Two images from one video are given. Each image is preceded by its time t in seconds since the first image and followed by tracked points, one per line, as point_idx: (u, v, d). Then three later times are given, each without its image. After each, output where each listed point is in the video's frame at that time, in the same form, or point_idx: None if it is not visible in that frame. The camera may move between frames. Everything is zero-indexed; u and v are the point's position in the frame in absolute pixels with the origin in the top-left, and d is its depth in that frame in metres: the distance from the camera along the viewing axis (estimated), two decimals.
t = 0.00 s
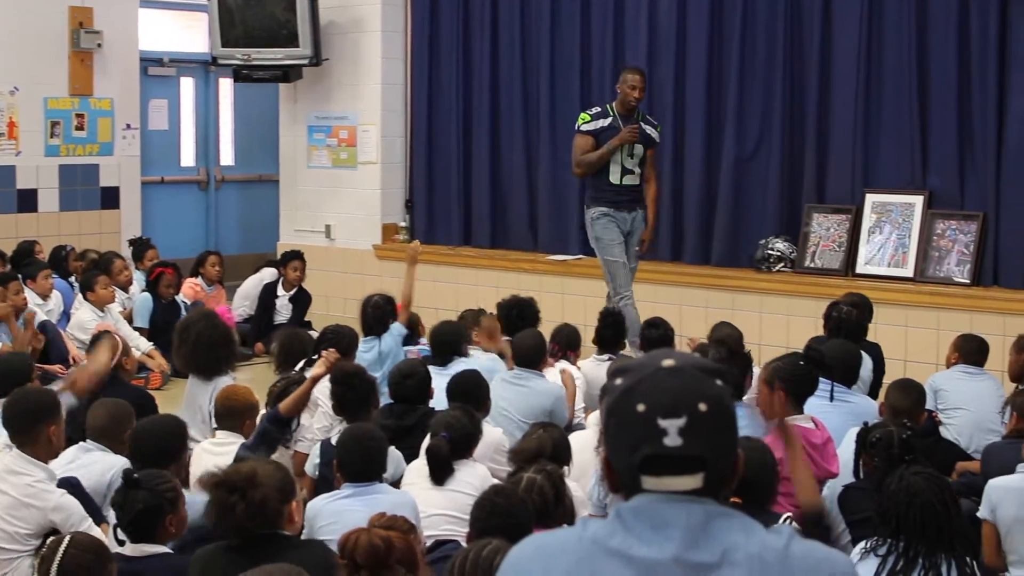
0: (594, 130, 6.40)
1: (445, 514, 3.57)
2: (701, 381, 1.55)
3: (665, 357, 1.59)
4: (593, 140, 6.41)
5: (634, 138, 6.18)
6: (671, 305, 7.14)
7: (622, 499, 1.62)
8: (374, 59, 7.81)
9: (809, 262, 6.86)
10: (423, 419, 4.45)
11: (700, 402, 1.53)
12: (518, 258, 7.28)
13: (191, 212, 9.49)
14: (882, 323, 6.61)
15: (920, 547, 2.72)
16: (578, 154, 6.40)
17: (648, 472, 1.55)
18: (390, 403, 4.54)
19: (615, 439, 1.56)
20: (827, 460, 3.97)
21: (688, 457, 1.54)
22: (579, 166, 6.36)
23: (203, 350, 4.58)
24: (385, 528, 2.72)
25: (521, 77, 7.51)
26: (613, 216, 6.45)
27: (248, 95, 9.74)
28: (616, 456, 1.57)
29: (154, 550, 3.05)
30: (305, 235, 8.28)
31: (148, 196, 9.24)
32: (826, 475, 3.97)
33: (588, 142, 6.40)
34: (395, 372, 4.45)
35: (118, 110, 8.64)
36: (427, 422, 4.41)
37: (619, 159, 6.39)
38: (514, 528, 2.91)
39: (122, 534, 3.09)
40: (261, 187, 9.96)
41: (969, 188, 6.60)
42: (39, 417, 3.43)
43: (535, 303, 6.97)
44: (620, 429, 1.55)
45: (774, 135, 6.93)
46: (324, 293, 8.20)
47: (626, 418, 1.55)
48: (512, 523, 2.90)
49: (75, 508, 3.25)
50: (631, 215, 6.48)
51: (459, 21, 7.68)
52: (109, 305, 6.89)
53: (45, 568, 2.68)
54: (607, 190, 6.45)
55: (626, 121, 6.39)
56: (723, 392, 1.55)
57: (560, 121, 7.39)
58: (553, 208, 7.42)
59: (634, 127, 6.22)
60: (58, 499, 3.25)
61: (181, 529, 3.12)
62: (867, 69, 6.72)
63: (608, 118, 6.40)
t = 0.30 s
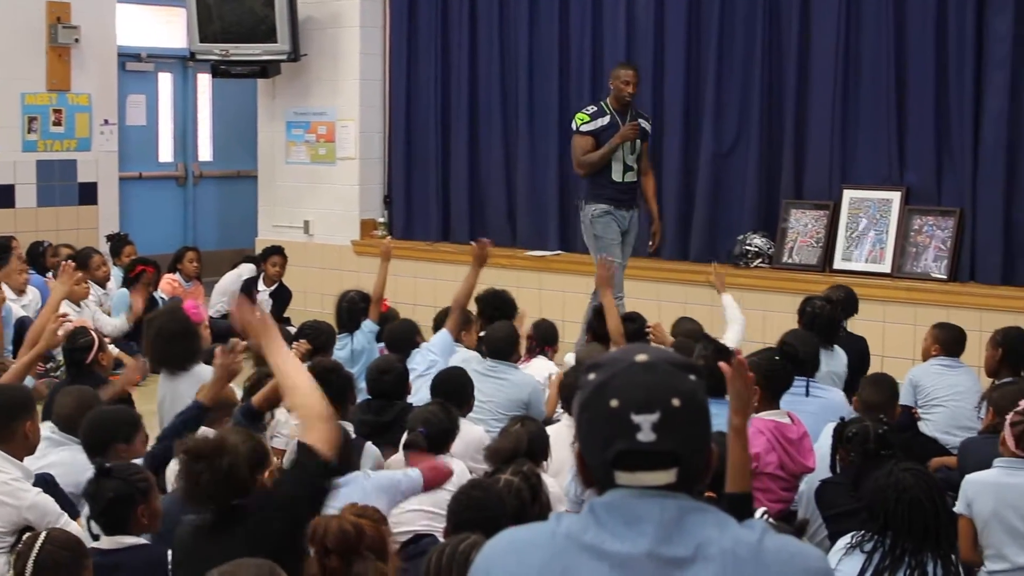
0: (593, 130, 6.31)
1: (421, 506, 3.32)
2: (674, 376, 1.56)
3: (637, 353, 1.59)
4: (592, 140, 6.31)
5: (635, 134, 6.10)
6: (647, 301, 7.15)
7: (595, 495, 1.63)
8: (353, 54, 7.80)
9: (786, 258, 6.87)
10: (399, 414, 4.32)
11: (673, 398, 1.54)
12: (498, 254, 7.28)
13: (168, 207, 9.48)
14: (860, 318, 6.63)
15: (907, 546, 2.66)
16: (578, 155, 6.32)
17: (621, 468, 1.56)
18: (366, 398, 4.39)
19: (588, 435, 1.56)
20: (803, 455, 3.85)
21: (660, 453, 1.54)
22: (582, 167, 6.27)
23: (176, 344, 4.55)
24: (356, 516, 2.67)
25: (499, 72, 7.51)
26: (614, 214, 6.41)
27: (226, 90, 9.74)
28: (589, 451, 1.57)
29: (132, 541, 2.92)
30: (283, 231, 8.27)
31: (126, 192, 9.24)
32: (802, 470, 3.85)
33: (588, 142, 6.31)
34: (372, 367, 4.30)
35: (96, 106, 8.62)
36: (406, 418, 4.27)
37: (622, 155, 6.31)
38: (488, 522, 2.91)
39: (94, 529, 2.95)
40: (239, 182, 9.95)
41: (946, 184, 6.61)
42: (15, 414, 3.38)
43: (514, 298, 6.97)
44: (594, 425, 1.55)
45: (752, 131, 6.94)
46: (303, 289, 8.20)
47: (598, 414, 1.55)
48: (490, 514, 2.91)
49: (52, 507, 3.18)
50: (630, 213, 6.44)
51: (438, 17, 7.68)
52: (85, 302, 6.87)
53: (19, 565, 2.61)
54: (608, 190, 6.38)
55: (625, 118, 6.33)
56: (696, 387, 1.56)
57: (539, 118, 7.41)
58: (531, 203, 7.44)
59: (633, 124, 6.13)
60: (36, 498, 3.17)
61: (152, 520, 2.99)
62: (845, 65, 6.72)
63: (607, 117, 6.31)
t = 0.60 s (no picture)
0: (594, 129, 6.08)
1: (397, 506, 3.34)
2: (643, 371, 1.55)
3: (607, 348, 1.59)
4: (594, 139, 6.09)
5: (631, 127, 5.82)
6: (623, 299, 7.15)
7: (563, 492, 1.61)
8: (329, 50, 7.80)
9: (762, 254, 6.87)
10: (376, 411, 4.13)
11: (643, 394, 1.53)
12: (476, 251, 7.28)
13: (144, 204, 9.47)
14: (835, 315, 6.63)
15: (880, 544, 2.60)
16: (580, 154, 6.09)
17: (591, 465, 1.55)
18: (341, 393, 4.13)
19: (557, 432, 1.56)
20: (776, 452, 3.60)
21: (630, 449, 1.53)
22: (584, 166, 6.06)
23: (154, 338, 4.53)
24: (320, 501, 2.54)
25: (476, 67, 7.51)
26: (618, 211, 6.20)
27: (204, 86, 9.74)
28: (558, 448, 1.56)
29: (90, 536, 2.75)
30: (259, 227, 8.26)
31: (103, 187, 9.22)
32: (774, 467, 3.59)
33: (587, 141, 6.08)
34: (350, 363, 4.11)
35: (71, 101, 8.61)
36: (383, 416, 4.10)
37: (623, 150, 6.15)
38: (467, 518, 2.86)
39: (53, 526, 2.81)
40: (216, 179, 9.94)
41: (921, 181, 6.62)
42: None
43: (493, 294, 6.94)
44: (563, 423, 1.54)
45: (728, 127, 6.94)
46: (279, 285, 8.19)
47: (567, 410, 1.54)
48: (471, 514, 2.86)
49: (21, 503, 3.11)
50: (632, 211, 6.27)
51: (414, 14, 7.68)
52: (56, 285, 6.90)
53: None
54: (612, 185, 6.19)
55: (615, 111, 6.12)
56: (666, 383, 1.56)
57: (515, 114, 7.42)
58: (508, 199, 7.46)
59: (630, 116, 5.81)
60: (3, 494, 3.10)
61: (113, 513, 2.85)
62: (821, 63, 6.72)
63: (605, 114, 6.07)
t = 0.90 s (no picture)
0: (595, 126, 6.00)
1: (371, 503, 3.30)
2: (608, 367, 1.56)
3: (570, 345, 1.59)
4: (595, 137, 5.99)
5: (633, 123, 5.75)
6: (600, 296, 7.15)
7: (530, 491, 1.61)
8: (306, 45, 7.79)
9: (738, 252, 6.88)
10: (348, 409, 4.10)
11: (609, 390, 1.55)
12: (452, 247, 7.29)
13: (120, 200, 9.45)
14: (810, 314, 6.64)
15: (842, 541, 2.59)
16: (581, 151, 5.98)
17: (558, 462, 1.56)
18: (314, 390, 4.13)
19: (523, 429, 1.56)
20: (742, 453, 3.52)
21: (598, 445, 1.55)
22: (588, 166, 5.94)
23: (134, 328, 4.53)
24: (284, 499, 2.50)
25: (453, 63, 7.52)
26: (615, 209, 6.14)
27: (181, 81, 9.72)
28: (524, 446, 1.57)
29: (61, 533, 2.71)
30: (234, 223, 8.25)
31: (78, 183, 9.19)
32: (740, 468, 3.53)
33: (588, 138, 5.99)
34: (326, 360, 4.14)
35: (47, 96, 8.58)
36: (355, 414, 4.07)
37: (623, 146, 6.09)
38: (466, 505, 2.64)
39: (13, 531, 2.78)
40: (192, 175, 9.92)
41: (896, 180, 6.64)
42: None
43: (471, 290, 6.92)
44: (530, 420, 1.55)
45: (704, 124, 6.96)
46: (255, 282, 8.18)
47: (533, 409, 1.55)
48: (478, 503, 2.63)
49: None
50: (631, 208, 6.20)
51: (392, 10, 7.68)
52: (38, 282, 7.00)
53: None
54: (611, 183, 6.14)
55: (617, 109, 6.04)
56: (630, 378, 1.57)
57: (492, 111, 7.43)
58: (484, 196, 7.47)
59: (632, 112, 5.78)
60: None
61: (74, 513, 2.83)
62: (797, 62, 6.74)
63: (604, 111, 6.00)
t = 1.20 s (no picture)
0: (597, 123, 5.99)
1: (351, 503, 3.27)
2: (573, 366, 1.55)
3: (536, 344, 1.58)
4: (595, 134, 5.99)
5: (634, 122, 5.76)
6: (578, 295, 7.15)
7: (500, 491, 1.60)
8: (283, 44, 7.78)
9: (716, 250, 6.90)
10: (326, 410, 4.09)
11: (575, 388, 1.53)
12: (430, 246, 7.30)
13: (97, 199, 9.43)
14: (787, 312, 6.65)
15: (816, 535, 2.59)
16: (580, 148, 5.98)
17: (526, 461, 1.54)
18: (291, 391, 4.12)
19: (491, 428, 1.55)
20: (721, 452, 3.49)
21: (566, 444, 1.53)
22: (587, 162, 5.93)
23: (113, 325, 4.50)
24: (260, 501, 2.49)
25: (430, 62, 7.52)
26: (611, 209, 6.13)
27: (157, 81, 9.71)
28: (492, 446, 1.56)
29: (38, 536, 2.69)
30: (212, 222, 8.24)
31: (55, 182, 9.16)
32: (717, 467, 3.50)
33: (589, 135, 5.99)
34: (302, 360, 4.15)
35: (23, 95, 8.56)
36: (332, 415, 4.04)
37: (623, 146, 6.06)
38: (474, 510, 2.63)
39: None
40: (169, 174, 9.90)
41: (873, 178, 6.66)
42: None
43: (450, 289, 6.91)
44: (497, 421, 1.53)
45: (681, 123, 6.98)
46: (232, 281, 8.17)
47: (500, 410, 1.53)
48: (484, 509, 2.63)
49: None
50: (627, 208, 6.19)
51: (369, 10, 7.68)
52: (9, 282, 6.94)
53: None
54: (610, 182, 6.13)
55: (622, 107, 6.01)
56: (596, 377, 1.56)
57: (469, 110, 7.43)
58: (462, 195, 7.47)
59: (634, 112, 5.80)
60: None
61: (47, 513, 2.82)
62: (773, 61, 6.76)
63: (606, 109, 6.00)
